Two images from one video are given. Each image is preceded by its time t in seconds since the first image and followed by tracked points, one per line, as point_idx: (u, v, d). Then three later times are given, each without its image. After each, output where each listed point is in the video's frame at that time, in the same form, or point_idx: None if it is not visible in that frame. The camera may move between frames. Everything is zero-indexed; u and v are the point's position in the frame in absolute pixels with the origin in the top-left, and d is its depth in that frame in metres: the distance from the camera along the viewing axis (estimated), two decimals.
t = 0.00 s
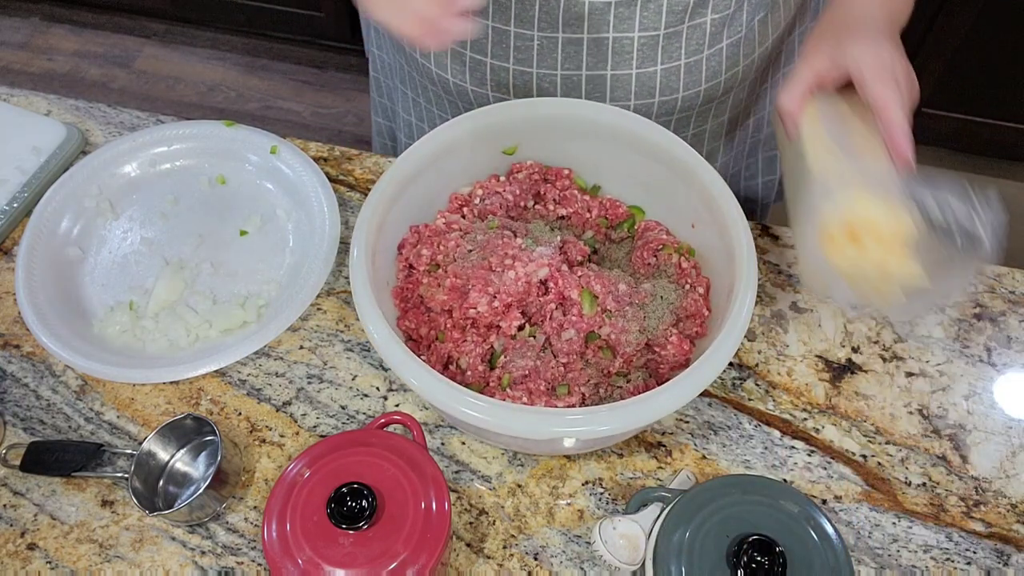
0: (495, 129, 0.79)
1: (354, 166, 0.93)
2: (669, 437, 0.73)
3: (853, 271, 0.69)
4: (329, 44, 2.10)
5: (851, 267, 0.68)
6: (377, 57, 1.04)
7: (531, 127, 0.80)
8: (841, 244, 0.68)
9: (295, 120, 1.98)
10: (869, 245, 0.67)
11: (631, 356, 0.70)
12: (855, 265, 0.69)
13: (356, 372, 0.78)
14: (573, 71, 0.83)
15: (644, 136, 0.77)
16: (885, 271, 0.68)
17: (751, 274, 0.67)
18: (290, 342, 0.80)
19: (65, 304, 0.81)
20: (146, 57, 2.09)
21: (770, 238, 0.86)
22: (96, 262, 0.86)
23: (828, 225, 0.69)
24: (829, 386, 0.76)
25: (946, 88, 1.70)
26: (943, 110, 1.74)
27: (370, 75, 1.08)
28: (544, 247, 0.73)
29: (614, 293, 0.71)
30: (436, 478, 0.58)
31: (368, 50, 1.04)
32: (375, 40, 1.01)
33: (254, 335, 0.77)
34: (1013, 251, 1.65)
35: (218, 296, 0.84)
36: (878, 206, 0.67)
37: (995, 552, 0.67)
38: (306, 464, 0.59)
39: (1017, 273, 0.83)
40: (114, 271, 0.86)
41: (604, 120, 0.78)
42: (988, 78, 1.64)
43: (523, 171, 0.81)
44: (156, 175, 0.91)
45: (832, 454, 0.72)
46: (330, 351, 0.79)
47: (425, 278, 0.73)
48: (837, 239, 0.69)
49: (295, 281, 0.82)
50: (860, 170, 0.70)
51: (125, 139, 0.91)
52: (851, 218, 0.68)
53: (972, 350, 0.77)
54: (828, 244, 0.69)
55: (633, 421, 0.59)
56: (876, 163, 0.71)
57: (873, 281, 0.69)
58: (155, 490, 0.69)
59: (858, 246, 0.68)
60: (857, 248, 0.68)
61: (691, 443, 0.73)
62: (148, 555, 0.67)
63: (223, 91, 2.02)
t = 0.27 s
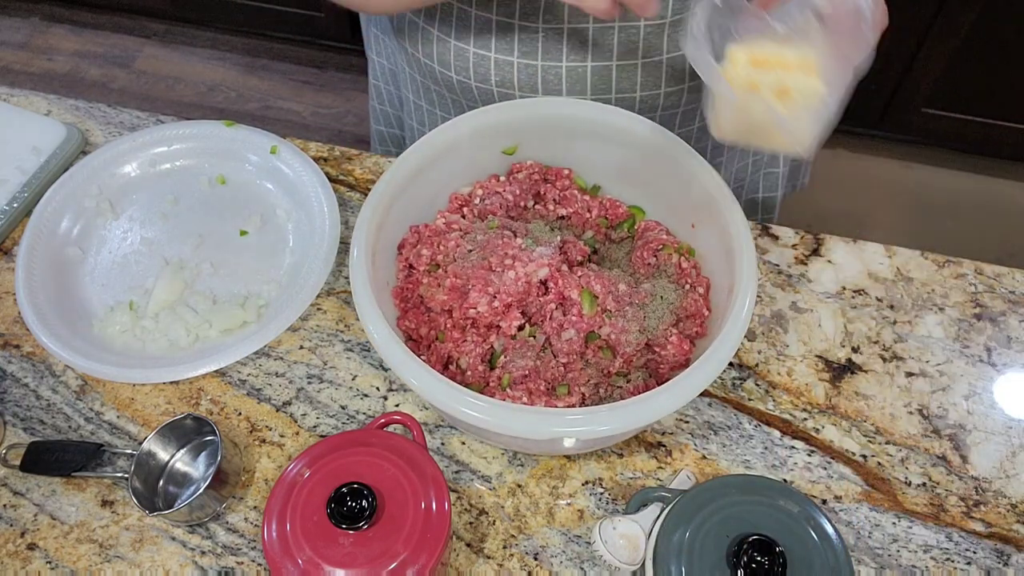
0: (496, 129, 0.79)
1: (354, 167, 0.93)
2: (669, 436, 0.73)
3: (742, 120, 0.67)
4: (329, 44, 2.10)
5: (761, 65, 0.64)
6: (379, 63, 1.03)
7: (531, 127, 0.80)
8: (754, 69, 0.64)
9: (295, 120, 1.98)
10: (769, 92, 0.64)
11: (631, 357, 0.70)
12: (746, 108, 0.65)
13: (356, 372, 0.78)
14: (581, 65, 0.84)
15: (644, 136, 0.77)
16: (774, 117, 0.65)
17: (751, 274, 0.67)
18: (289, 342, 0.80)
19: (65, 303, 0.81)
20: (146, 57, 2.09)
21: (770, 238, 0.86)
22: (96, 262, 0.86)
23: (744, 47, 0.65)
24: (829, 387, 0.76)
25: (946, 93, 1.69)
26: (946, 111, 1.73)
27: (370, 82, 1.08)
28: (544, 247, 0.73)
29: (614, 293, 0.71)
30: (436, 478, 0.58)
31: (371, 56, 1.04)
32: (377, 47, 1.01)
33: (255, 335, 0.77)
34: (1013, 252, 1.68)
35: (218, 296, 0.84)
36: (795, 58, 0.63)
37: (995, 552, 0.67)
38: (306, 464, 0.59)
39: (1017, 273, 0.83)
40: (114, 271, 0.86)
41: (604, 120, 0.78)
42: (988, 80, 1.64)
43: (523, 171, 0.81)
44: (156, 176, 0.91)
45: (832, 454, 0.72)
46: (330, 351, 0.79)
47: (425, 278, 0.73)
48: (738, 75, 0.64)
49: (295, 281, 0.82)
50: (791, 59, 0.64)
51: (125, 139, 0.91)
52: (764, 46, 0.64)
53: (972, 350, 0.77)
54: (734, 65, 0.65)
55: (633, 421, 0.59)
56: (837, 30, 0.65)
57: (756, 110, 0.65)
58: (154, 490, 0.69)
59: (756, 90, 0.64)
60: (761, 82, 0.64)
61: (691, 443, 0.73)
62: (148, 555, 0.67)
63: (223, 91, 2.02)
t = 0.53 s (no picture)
0: (496, 129, 0.79)
1: (354, 166, 0.93)
2: (669, 436, 0.73)
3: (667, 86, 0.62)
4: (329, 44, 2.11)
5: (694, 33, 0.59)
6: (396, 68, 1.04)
7: (531, 127, 0.80)
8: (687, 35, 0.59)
9: (295, 120, 1.98)
10: (696, 65, 0.59)
11: (631, 357, 0.70)
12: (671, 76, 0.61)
13: (356, 372, 0.78)
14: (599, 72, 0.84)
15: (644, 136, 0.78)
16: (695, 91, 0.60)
17: (750, 274, 0.67)
18: (289, 342, 0.80)
19: (65, 303, 0.81)
20: (146, 57, 2.09)
21: (770, 238, 0.86)
22: (96, 262, 0.86)
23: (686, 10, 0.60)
24: (829, 387, 0.76)
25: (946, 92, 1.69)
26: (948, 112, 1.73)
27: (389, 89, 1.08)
28: (544, 247, 0.73)
29: (614, 293, 0.71)
30: (435, 478, 0.58)
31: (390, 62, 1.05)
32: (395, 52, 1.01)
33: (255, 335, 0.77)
34: (1013, 253, 1.69)
35: (218, 296, 0.84)
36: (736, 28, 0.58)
37: (995, 552, 0.67)
38: (306, 464, 0.59)
39: (1017, 272, 0.83)
40: (114, 271, 0.86)
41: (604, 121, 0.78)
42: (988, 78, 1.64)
43: (523, 171, 0.81)
44: (156, 176, 0.91)
45: (832, 454, 0.72)
46: (330, 351, 0.79)
47: (425, 278, 0.73)
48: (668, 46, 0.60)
49: (295, 281, 0.82)
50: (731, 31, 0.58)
51: (124, 139, 0.91)
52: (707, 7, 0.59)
53: (972, 350, 0.77)
54: (677, 26, 0.60)
55: (632, 421, 0.59)
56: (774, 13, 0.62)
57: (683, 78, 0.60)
58: (154, 490, 0.69)
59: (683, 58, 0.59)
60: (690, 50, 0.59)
61: (691, 443, 0.73)
62: (148, 555, 0.67)
63: (223, 91, 2.02)
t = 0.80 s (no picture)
0: (496, 129, 0.79)
1: (354, 166, 0.93)
2: (669, 437, 0.73)
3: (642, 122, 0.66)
4: (329, 44, 2.11)
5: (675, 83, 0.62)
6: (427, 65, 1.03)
7: (531, 127, 0.80)
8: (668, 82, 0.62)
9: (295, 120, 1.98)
10: (665, 115, 0.63)
11: (631, 357, 0.70)
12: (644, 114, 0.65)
13: (356, 372, 0.78)
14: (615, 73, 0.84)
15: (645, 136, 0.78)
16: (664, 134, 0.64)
17: (750, 274, 0.67)
18: (289, 342, 0.80)
19: (65, 303, 0.82)
20: (146, 57, 2.09)
21: (770, 238, 0.86)
22: (96, 262, 0.86)
23: (675, 58, 0.62)
24: (829, 387, 0.76)
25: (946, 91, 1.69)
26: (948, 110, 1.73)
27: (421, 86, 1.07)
28: (544, 247, 0.73)
29: (614, 294, 0.71)
30: (435, 478, 0.58)
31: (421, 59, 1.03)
32: (430, 49, 1.00)
33: (255, 335, 0.77)
34: (1013, 253, 1.68)
35: (218, 296, 0.84)
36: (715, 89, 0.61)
37: (995, 552, 0.67)
38: (306, 465, 0.59)
39: (1017, 272, 0.83)
40: (115, 271, 0.86)
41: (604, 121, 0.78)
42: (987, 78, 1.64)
43: (523, 171, 0.81)
44: (156, 176, 0.91)
45: (832, 454, 0.72)
46: (330, 351, 0.79)
47: (425, 278, 0.73)
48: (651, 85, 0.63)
49: (295, 280, 0.82)
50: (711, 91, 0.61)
51: (124, 139, 0.91)
52: (696, 61, 0.62)
53: (972, 350, 0.77)
54: (662, 70, 0.63)
55: (632, 421, 0.59)
56: (765, 78, 0.63)
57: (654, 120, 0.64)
58: (154, 490, 0.69)
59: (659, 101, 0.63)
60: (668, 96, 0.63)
61: (691, 443, 0.73)
62: (148, 555, 0.67)
63: (223, 91, 2.02)
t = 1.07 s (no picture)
0: (496, 128, 0.79)
1: (354, 166, 0.93)
2: (669, 437, 0.73)
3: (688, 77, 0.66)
4: (328, 44, 2.11)
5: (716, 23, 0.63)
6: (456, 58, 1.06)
7: (532, 127, 0.80)
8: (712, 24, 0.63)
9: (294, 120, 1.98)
10: (725, 53, 0.62)
11: (631, 357, 0.70)
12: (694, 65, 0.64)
13: (356, 372, 0.78)
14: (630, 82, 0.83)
15: (645, 136, 0.78)
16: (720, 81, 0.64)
17: (750, 274, 0.67)
18: (289, 343, 0.80)
19: (64, 303, 0.82)
20: (146, 57, 2.09)
21: (770, 238, 0.86)
22: (96, 262, 0.86)
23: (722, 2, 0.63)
24: (829, 387, 0.76)
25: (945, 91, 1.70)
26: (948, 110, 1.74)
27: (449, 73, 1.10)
28: (544, 247, 0.73)
29: (614, 293, 0.71)
30: (436, 478, 0.58)
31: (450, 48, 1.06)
32: (460, 43, 1.03)
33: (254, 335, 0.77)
34: (1014, 253, 1.67)
35: (218, 296, 0.84)
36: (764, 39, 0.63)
37: (995, 552, 0.67)
38: (306, 464, 0.59)
39: (1017, 272, 0.83)
40: (115, 271, 0.86)
41: (605, 121, 0.78)
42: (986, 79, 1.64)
43: (523, 171, 0.81)
44: (156, 176, 0.91)
45: (832, 454, 0.72)
46: (330, 351, 0.79)
47: (425, 278, 0.73)
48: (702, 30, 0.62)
49: (295, 280, 0.82)
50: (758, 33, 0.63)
51: (124, 139, 0.91)
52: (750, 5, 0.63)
53: (972, 350, 0.77)
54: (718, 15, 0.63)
55: (633, 421, 0.59)
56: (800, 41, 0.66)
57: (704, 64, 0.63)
58: (154, 490, 0.69)
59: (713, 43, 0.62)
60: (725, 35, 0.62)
61: (691, 443, 0.73)
62: (148, 555, 0.67)
63: (223, 91, 2.02)
